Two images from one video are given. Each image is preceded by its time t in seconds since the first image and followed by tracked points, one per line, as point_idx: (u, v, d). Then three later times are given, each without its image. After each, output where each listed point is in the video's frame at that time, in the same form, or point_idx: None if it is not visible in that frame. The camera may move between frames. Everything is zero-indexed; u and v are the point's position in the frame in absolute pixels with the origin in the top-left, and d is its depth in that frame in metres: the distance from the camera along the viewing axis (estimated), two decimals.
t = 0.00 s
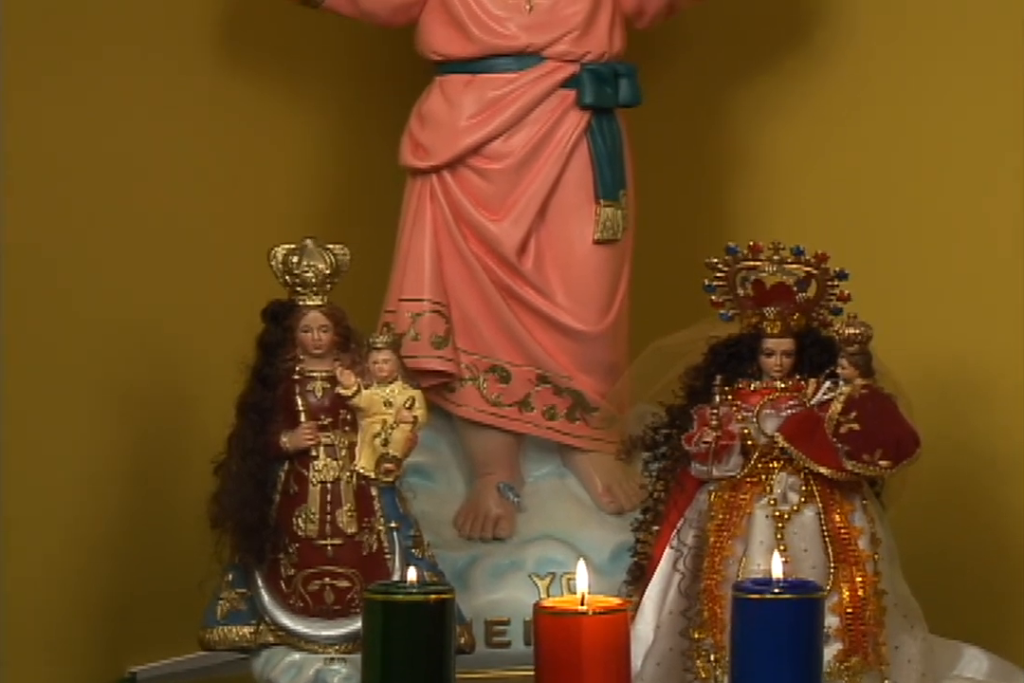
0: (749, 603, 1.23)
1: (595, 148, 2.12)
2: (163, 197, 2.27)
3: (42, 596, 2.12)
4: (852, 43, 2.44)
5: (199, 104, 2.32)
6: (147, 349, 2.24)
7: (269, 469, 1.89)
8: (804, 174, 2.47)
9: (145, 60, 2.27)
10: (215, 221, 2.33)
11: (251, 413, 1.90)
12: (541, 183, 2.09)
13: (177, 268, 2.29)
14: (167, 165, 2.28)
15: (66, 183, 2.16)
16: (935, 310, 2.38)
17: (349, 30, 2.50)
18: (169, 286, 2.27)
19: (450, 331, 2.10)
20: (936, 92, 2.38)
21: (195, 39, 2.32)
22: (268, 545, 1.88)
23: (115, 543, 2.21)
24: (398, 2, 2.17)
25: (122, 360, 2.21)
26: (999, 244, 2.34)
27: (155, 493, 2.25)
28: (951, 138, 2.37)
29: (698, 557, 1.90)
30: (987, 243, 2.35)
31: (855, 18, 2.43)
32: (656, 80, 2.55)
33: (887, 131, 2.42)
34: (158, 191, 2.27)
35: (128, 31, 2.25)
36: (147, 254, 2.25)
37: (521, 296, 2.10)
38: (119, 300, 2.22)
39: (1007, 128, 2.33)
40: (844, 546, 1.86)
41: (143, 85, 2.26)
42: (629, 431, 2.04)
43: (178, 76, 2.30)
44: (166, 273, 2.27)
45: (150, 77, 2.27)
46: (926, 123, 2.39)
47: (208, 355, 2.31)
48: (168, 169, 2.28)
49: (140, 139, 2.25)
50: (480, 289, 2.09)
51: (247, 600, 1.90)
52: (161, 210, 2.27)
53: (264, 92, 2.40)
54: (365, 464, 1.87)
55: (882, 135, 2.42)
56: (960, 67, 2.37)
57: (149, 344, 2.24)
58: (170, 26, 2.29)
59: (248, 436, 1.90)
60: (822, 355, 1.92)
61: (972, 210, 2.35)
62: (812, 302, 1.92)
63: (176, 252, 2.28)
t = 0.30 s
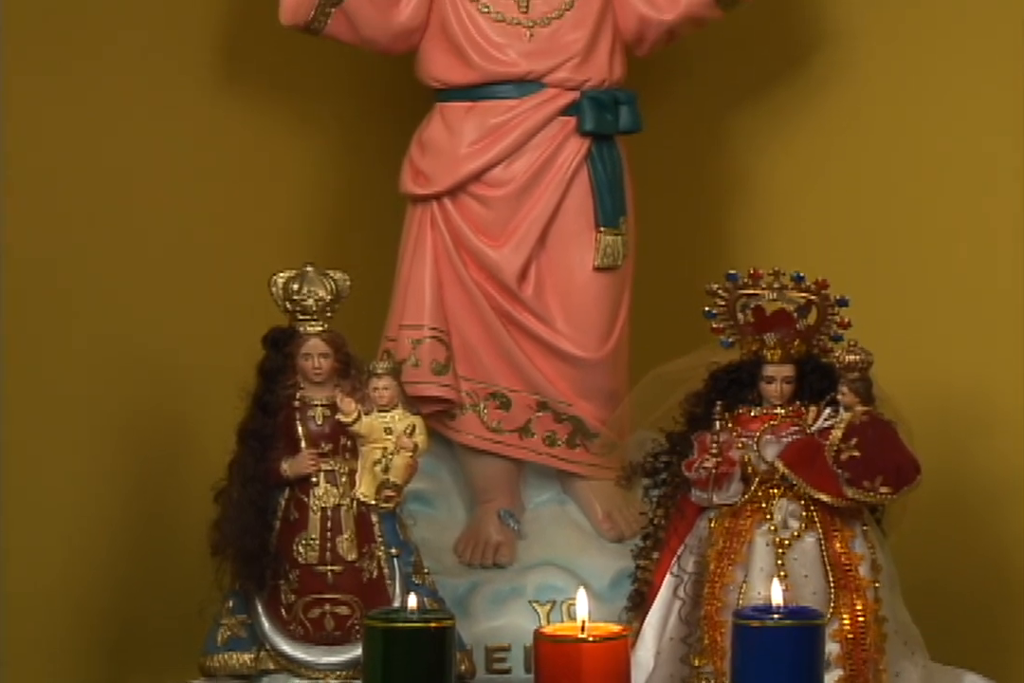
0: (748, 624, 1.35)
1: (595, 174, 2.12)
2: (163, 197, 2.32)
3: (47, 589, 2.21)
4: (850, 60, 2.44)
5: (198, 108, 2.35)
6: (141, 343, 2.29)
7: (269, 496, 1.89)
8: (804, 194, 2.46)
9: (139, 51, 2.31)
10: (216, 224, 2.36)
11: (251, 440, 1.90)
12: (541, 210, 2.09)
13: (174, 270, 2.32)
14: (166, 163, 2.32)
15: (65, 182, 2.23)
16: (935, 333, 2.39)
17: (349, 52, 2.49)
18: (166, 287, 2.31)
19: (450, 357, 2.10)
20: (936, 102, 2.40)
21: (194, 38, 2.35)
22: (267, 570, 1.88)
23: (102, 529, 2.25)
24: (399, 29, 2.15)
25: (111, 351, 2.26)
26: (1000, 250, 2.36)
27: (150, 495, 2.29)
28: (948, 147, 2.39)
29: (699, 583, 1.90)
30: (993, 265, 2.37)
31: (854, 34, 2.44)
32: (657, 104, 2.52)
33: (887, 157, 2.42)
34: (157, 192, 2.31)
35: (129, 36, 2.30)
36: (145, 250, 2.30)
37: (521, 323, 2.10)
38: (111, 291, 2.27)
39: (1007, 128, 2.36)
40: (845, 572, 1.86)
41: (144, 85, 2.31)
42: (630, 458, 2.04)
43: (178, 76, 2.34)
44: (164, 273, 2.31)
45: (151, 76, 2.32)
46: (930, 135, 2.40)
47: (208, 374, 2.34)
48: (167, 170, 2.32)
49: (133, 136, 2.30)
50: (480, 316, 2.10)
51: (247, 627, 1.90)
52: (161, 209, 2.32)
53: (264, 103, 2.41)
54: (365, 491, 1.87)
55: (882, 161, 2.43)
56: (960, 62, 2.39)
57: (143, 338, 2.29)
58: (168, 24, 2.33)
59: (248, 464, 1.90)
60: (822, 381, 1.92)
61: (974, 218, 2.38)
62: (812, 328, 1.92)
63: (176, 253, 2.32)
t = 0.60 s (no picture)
0: (749, 655, 1.39)
1: (595, 203, 2.12)
2: (163, 197, 2.33)
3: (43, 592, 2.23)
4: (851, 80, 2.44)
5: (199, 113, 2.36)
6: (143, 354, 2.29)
7: (269, 525, 1.89)
8: (804, 230, 2.46)
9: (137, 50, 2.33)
10: (217, 241, 2.36)
11: (252, 470, 1.90)
12: (542, 241, 2.10)
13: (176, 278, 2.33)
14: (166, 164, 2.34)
15: (65, 184, 2.26)
16: (934, 360, 2.39)
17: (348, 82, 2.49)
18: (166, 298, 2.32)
19: (450, 386, 2.10)
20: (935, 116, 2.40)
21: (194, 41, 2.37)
22: (268, 599, 1.88)
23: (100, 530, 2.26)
24: (399, 58, 2.15)
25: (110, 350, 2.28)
26: (999, 259, 2.37)
27: (154, 517, 2.30)
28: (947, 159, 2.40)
29: (699, 613, 1.90)
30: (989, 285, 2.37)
31: (854, 52, 2.44)
32: (661, 129, 2.52)
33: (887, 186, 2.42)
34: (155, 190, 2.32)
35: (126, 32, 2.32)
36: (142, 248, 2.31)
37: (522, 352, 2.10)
38: (110, 290, 2.29)
39: (1005, 130, 2.36)
40: (845, 601, 1.87)
41: (144, 85, 2.33)
42: (631, 487, 2.03)
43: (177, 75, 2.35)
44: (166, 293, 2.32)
45: (151, 76, 2.33)
46: (931, 149, 2.40)
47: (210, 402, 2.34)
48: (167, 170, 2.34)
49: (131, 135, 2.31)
50: (481, 345, 2.10)
51: (248, 657, 1.90)
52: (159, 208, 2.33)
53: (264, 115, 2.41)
54: (365, 520, 1.87)
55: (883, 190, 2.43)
56: (960, 63, 2.39)
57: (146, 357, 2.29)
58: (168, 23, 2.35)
59: (249, 493, 1.90)
60: (821, 410, 1.92)
61: (974, 238, 2.38)
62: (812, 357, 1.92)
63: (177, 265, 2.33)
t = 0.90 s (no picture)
0: None
1: (595, 236, 2.12)
2: (164, 201, 2.33)
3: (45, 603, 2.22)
4: (853, 105, 2.44)
5: (202, 126, 2.36)
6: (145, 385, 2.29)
7: (270, 557, 1.89)
8: (803, 262, 2.46)
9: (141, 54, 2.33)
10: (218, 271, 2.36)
11: (251, 502, 1.90)
12: (542, 273, 2.10)
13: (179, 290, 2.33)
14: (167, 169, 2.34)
15: (65, 183, 2.26)
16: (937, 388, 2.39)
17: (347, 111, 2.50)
18: (167, 310, 2.32)
19: (450, 417, 2.10)
20: (937, 137, 2.41)
21: (198, 53, 2.37)
22: (267, 631, 1.88)
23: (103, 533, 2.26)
24: (399, 90, 2.14)
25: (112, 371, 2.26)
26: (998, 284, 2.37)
27: (153, 538, 2.30)
28: (946, 166, 2.40)
29: (700, 645, 1.90)
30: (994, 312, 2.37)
31: (854, 78, 2.44)
32: (663, 160, 2.52)
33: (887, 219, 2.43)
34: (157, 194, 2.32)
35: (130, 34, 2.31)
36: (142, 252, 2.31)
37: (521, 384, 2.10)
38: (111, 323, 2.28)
39: (1005, 133, 2.37)
40: (845, 633, 1.87)
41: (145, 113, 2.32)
42: (631, 519, 2.03)
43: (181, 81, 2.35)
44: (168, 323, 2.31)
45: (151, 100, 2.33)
46: (931, 157, 2.41)
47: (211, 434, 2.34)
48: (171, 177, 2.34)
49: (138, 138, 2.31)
50: (480, 376, 2.10)
51: None
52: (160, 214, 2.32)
53: (263, 137, 2.42)
54: (365, 551, 1.87)
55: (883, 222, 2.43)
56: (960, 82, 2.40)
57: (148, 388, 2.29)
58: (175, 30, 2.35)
59: (249, 525, 1.90)
60: (820, 441, 1.93)
61: (974, 266, 2.38)
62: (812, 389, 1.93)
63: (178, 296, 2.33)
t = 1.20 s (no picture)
0: None
1: (594, 270, 2.12)
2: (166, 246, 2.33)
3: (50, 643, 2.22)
4: (853, 139, 2.44)
5: (204, 159, 2.36)
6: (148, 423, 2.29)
7: (270, 590, 1.89)
8: (804, 295, 2.46)
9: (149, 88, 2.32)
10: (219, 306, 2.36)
11: (252, 536, 1.90)
12: (543, 307, 2.10)
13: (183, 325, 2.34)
14: (173, 204, 2.33)
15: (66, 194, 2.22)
16: (934, 422, 2.40)
17: (349, 144, 2.51)
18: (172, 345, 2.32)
19: (450, 451, 2.10)
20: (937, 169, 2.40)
21: (200, 88, 2.36)
22: (268, 662, 1.89)
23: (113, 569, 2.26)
24: (399, 124, 2.14)
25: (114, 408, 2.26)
26: (998, 320, 2.37)
27: (156, 573, 2.30)
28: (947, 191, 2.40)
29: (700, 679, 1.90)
30: (998, 348, 2.37)
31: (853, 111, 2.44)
32: (660, 197, 2.53)
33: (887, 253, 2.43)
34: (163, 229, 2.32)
35: (136, 69, 2.30)
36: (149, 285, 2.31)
37: (522, 418, 2.10)
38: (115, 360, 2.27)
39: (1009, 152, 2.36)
40: (846, 667, 1.87)
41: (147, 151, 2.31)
42: (631, 552, 2.04)
43: (185, 116, 2.35)
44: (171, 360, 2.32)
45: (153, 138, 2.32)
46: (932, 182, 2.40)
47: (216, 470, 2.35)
48: (177, 211, 2.33)
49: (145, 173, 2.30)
50: (480, 410, 2.10)
51: None
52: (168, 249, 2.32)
53: (264, 172, 2.42)
54: (365, 585, 1.87)
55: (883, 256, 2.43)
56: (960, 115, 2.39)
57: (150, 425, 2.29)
58: (178, 66, 2.34)
59: (249, 559, 1.90)
60: (819, 475, 1.93)
61: (975, 301, 2.38)
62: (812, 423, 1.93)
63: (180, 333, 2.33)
